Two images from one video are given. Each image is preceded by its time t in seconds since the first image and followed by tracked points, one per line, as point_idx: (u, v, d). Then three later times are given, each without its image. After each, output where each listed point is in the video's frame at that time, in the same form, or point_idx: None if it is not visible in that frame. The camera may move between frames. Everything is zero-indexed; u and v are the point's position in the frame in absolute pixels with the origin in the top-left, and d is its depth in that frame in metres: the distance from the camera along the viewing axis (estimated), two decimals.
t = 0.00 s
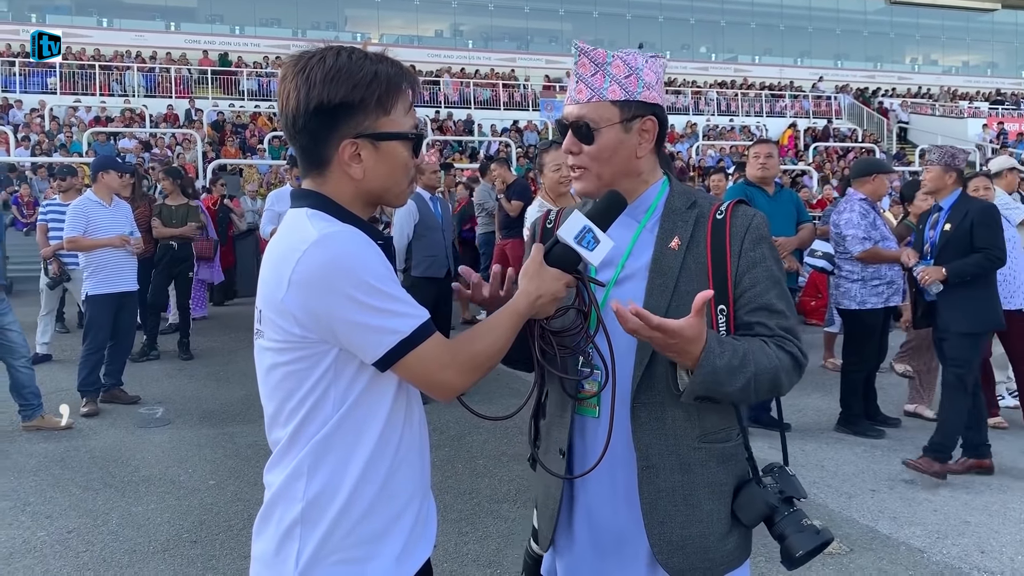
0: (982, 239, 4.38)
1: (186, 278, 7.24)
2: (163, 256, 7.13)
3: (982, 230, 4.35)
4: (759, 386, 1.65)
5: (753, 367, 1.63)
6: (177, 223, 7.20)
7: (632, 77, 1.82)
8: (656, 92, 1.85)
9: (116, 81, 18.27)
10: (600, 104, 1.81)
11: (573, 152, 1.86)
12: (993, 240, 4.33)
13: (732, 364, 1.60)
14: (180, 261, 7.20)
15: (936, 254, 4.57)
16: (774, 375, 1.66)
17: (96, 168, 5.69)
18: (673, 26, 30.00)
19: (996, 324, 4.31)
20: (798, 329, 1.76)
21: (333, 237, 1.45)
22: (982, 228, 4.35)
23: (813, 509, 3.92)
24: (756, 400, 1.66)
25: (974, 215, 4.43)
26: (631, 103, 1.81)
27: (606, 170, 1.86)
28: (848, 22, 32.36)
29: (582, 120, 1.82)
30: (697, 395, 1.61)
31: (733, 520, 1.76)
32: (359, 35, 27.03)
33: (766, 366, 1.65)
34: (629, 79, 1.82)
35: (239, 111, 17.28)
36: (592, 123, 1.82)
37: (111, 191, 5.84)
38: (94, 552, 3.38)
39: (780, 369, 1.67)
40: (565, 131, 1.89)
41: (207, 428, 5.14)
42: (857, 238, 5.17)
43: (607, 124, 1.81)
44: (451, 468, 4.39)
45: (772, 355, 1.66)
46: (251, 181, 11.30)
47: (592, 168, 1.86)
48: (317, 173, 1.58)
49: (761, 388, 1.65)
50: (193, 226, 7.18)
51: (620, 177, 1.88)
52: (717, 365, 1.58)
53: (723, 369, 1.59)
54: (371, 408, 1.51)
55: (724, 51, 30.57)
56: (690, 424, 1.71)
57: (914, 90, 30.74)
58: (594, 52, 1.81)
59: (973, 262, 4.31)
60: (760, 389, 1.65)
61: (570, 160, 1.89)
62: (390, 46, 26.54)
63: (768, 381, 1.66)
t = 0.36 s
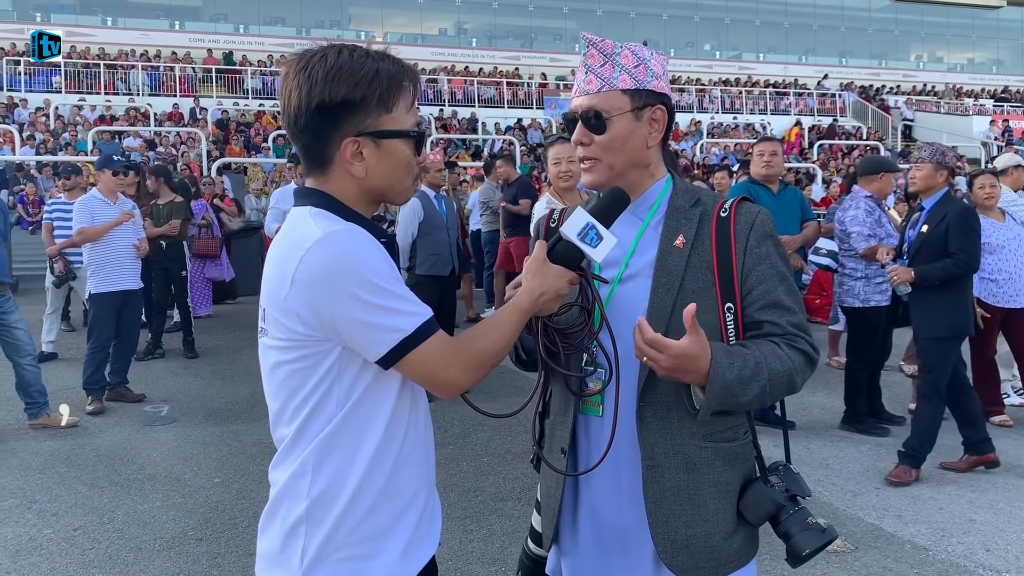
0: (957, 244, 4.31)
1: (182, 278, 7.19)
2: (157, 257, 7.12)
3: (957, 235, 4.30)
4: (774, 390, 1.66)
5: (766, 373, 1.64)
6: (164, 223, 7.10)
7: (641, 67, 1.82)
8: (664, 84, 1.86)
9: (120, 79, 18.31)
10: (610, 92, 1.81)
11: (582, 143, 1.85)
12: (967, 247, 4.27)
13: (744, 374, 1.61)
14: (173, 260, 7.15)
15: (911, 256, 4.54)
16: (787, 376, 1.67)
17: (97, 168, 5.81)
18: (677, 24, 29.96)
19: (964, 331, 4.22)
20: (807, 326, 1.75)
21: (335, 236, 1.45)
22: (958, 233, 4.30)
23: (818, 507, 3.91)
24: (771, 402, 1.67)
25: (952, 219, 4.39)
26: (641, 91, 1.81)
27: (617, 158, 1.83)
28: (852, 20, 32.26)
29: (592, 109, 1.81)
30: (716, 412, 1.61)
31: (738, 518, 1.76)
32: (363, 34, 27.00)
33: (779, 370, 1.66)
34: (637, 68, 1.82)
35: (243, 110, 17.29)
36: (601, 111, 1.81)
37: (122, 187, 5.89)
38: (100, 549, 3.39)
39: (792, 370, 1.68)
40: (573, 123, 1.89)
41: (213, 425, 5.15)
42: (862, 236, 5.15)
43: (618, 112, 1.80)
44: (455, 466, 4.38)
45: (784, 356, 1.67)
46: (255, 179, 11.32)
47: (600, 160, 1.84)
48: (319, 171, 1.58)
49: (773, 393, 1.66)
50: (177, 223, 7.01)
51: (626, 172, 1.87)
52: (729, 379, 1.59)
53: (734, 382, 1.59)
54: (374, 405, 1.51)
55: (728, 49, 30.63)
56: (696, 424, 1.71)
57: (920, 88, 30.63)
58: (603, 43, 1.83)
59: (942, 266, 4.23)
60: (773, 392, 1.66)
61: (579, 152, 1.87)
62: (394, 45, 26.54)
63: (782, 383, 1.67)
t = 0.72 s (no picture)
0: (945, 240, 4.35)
1: (182, 279, 7.26)
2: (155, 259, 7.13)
3: (945, 232, 4.33)
4: (767, 395, 1.67)
5: (757, 379, 1.65)
6: (162, 225, 7.16)
7: (642, 69, 1.82)
8: (665, 85, 1.86)
9: (121, 83, 18.35)
10: (612, 94, 1.80)
11: (582, 145, 1.84)
12: (955, 243, 4.30)
13: (729, 384, 1.62)
14: (172, 263, 7.19)
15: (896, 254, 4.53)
16: (781, 380, 1.67)
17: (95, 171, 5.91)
18: (677, 24, 29.97)
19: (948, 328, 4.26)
20: (808, 329, 1.75)
21: (336, 236, 1.45)
22: (946, 229, 4.33)
23: (820, 508, 3.90)
24: (766, 407, 1.68)
25: (940, 215, 4.39)
26: (643, 94, 1.81)
27: (617, 160, 1.83)
28: (852, 19, 32.24)
29: (592, 111, 1.81)
30: (707, 419, 1.63)
31: (739, 521, 1.75)
32: (363, 36, 27.00)
33: (773, 374, 1.66)
34: (639, 70, 1.81)
35: (243, 113, 17.31)
36: (602, 113, 1.80)
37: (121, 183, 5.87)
38: (101, 553, 3.39)
39: (789, 372, 1.68)
40: (574, 125, 1.88)
41: (214, 428, 5.15)
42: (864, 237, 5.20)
43: (619, 115, 1.80)
44: (457, 468, 4.38)
45: (777, 360, 1.67)
46: (256, 182, 11.33)
47: (600, 161, 1.83)
48: (313, 173, 1.58)
49: (767, 399, 1.67)
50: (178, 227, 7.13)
51: (627, 174, 1.86)
52: (713, 389, 1.61)
53: (719, 393, 1.61)
54: (375, 407, 1.51)
55: (728, 49, 30.67)
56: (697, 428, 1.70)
57: (920, 87, 30.61)
58: (605, 44, 1.81)
59: (931, 264, 4.26)
60: (768, 397, 1.67)
61: (578, 153, 1.87)
62: (394, 47, 26.57)
63: (778, 387, 1.67)
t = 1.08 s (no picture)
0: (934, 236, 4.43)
1: (191, 283, 7.30)
2: (168, 263, 7.13)
3: (935, 227, 4.41)
4: (765, 396, 1.67)
5: (754, 379, 1.65)
6: (178, 229, 7.20)
7: (648, 74, 1.82)
8: (668, 91, 1.86)
9: (119, 88, 18.38)
10: (616, 97, 1.80)
11: (582, 146, 1.83)
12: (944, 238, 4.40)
13: (726, 382, 1.62)
14: (184, 267, 7.20)
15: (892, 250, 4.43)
16: (778, 380, 1.67)
17: (94, 176, 5.91)
18: (675, 26, 30.02)
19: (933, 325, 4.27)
20: (805, 330, 1.75)
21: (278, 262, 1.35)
22: (936, 225, 4.41)
23: (820, 509, 3.90)
24: (763, 408, 1.68)
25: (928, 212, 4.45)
26: (646, 99, 1.81)
27: (617, 163, 1.81)
28: (850, 20, 32.30)
29: (595, 113, 1.81)
30: (703, 419, 1.63)
31: (738, 522, 1.75)
32: (361, 39, 27.05)
33: (770, 375, 1.66)
34: (644, 75, 1.81)
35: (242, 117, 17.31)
36: (605, 115, 1.80)
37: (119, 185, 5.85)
38: (102, 558, 3.39)
39: (786, 373, 1.68)
40: (574, 126, 1.86)
41: (214, 433, 5.15)
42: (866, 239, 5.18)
43: (622, 118, 1.79)
44: (457, 471, 4.38)
45: (774, 360, 1.67)
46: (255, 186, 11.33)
47: (601, 164, 1.82)
48: (280, 190, 1.49)
49: (764, 400, 1.67)
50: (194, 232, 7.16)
51: (625, 179, 1.85)
52: (710, 388, 1.61)
53: (717, 391, 1.61)
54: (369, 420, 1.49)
55: (726, 50, 30.72)
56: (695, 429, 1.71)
57: (918, 87, 30.68)
58: (611, 46, 1.80)
59: (930, 260, 4.29)
60: (764, 397, 1.67)
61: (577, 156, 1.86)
62: (392, 50, 26.61)
63: (775, 388, 1.67)
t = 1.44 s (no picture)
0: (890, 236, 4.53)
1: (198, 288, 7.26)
2: (175, 267, 7.11)
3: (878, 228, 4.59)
4: (767, 400, 1.67)
5: (756, 385, 1.64)
6: (188, 234, 7.19)
7: (660, 81, 1.82)
8: (678, 101, 1.87)
9: (120, 93, 18.43)
10: (628, 102, 1.79)
11: (590, 149, 1.82)
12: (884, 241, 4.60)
13: (729, 389, 1.61)
14: (192, 271, 7.17)
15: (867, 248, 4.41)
16: (782, 385, 1.67)
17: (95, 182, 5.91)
18: (675, 30, 30.07)
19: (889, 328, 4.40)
20: (807, 336, 1.75)
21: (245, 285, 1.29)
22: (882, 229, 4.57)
23: (823, 512, 3.89)
24: (765, 413, 1.68)
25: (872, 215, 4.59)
26: (658, 106, 1.81)
27: (624, 170, 1.81)
28: (849, 23, 32.35)
29: (606, 116, 1.80)
30: (706, 426, 1.62)
31: (742, 526, 1.75)
32: (361, 44, 27.11)
33: (772, 381, 1.65)
34: (657, 81, 1.82)
35: (242, 122, 17.34)
36: (617, 120, 1.79)
37: (121, 190, 5.83)
38: (104, 564, 3.38)
39: (788, 378, 1.67)
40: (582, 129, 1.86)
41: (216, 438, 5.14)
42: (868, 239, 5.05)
43: (632, 124, 1.79)
44: (458, 476, 4.37)
45: (777, 366, 1.66)
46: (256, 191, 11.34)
47: (607, 170, 1.82)
48: (297, 193, 1.44)
49: (765, 405, 1.67)
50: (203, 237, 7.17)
51: (632, 186, 1.85)
52: (713, 395, 1.60)
53: (720, 398, 1.61)
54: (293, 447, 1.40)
55: (726, 53, 30.76)
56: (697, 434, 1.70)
57: (918, 90, 30.71)
58: (627, 50, 1.80)
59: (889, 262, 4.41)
60: (766, 403, 1.66)
61: (584, 158, 1.85)
62: (392, 55, 26.67)
63: (778, 394, 1.67)
